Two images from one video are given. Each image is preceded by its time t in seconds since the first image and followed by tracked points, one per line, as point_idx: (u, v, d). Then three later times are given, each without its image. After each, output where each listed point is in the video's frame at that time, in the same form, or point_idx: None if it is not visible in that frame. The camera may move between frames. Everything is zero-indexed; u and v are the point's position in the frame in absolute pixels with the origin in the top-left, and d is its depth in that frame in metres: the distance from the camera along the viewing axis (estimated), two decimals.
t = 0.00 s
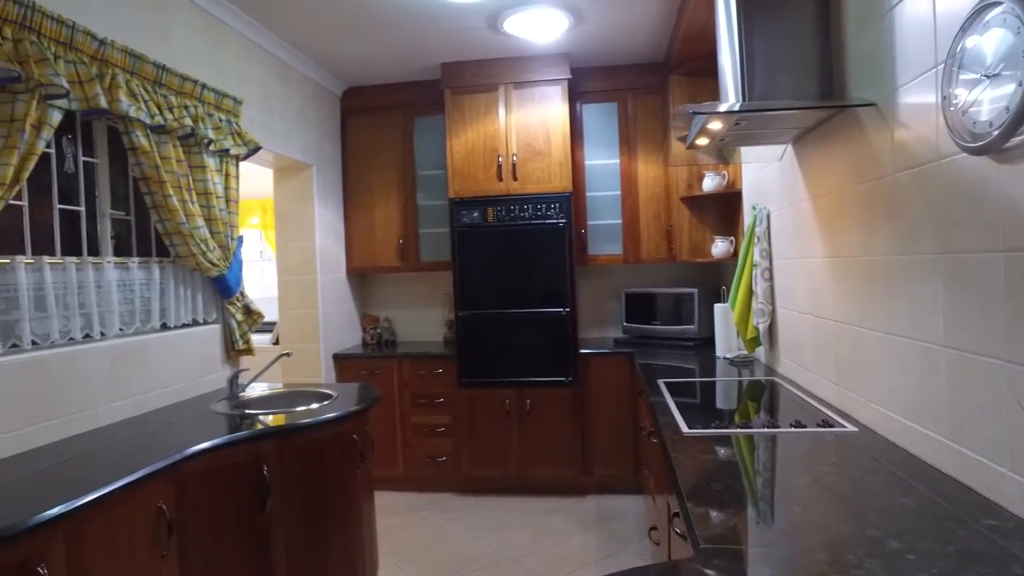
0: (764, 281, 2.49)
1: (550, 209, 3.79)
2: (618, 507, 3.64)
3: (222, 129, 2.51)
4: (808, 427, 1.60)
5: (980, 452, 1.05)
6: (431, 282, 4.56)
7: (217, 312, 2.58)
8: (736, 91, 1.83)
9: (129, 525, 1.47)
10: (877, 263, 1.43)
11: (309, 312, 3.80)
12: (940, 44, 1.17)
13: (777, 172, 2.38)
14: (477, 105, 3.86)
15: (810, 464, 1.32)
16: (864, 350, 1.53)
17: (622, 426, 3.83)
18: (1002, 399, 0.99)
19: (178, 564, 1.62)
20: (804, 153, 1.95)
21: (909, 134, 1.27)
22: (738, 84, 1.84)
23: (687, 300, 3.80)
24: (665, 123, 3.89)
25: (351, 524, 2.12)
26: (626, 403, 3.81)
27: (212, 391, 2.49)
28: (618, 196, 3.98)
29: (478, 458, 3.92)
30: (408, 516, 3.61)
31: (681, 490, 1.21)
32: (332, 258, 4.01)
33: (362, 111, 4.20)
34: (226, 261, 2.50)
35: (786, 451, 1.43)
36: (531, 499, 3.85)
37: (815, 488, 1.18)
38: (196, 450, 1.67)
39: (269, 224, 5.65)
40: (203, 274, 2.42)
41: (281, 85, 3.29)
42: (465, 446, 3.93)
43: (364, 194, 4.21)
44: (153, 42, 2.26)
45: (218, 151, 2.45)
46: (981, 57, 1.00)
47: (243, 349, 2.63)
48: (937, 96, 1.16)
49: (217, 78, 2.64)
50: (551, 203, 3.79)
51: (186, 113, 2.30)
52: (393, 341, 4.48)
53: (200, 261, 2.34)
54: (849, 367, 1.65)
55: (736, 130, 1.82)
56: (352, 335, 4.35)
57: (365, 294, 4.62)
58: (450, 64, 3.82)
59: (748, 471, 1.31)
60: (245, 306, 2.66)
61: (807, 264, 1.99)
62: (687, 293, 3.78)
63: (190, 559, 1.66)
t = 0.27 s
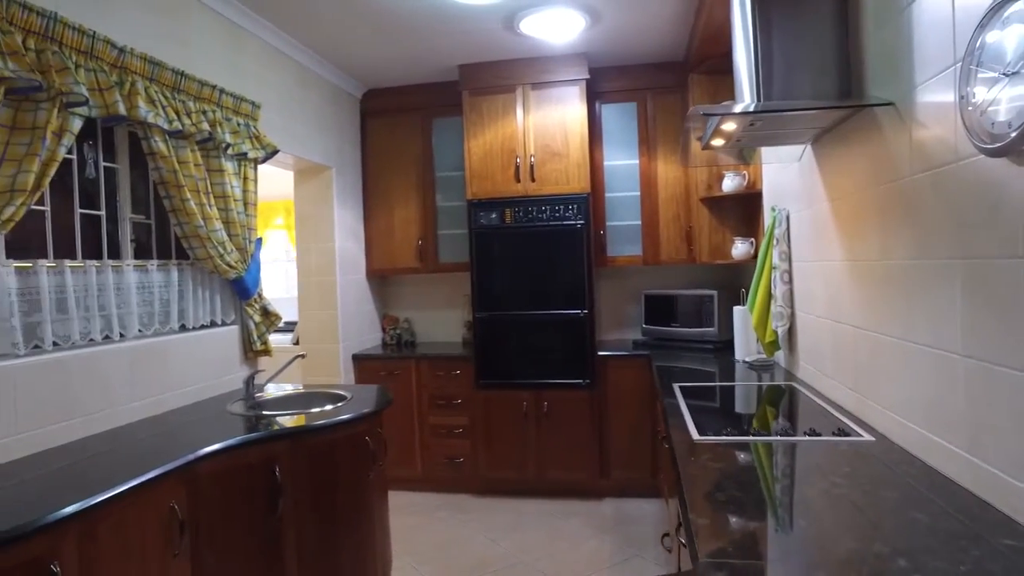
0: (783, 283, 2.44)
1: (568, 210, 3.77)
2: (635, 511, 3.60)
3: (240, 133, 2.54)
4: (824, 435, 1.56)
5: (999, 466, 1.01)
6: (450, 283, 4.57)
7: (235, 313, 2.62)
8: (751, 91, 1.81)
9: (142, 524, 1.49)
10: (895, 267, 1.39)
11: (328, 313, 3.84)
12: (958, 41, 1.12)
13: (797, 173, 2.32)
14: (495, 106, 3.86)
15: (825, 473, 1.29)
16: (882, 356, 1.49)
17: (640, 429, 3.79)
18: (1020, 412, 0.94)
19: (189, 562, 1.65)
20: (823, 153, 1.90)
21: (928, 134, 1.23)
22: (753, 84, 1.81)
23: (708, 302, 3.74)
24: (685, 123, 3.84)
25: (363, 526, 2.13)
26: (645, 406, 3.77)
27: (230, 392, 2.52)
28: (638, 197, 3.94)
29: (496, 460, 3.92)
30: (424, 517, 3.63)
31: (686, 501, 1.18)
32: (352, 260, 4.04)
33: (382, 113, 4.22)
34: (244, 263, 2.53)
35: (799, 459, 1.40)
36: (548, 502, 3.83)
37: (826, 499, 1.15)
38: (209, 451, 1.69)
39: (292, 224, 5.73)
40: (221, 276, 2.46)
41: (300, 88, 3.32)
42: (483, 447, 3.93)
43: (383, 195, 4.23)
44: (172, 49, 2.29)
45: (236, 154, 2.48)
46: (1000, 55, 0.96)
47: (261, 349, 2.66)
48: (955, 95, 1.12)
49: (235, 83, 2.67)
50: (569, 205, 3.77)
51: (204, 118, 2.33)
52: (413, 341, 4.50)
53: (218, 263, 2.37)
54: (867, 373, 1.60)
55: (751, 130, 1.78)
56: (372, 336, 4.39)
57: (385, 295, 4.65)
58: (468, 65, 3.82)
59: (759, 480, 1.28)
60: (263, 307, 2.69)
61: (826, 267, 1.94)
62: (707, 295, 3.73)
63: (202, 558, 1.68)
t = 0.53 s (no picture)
0: (805, 288, 2.38)
1: (587, 212, 3.73)
2: (653, 517, 3.55)
3: (256, 137, 2.56)
4: (843, 447, 1.51)
5: None
6: (469, 285, 4.55)
7: (251, 316, 2.63)
8: (769, 92, 1.77)
9: (151, 529, 1.50)
10: (919, 274, 1.33)
11: (346, 314, 3.85)
12: (985, 38, 1.07)
13: (819, 174, 2.26)
14: (513, 107, 3.83)
15: (842, 489, 1.24)
16: (905, 367, 1.43)
17: (659, 434, 3.73)
18: None
19: (199, 566, 1.65)
20: (845, 154, 1.84)
21: (953, 136, 1.17)
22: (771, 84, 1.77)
23: (729, 305, 3.67)
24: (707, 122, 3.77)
25: (374, 531, 2.12)
26: (664, 410, 3.71)
27: (246, 394, 2.53)
28: (657, 198, 3.89)
29: (513, 463, 3.89)
30: (441, 519, 3.62)
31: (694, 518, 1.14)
32: (370, 261, 4.05)
33: (400, 115, 4.22)
34: (259, 266, 2.54)
35: (816, 473, 1.35)
36: (566, 506, 3.80)
37: (841, 519, 1.10)
38: (219, 456, 1.69)
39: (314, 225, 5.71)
40: (237, 279, 2.47)
41: (318, 91, 3.33)
42: (500, 450, 3.91)
43: (402, 197, 4.24)
44: (189, 55, 2.31)
45: (251, 159, 2.49)
46: None
47: (277, 352, 2.67)
48: (982, 95, 1.06)
49: (252, 86, 2.69)
50: (588, 206, 3.73)
51: (219, 122, 2.34)
52: (431, 343, 4.49)
53: (233, 267, 2.39)
54: (890, 384, 1.54)
55: (770, 131, 1.73)
56: (391, 338, 4.39)
57: (405, 296, 4.66)
58: (486, 66, 3.80)
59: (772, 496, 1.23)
60: (279, 310, 2.70)
61: (848, 272, 1.88)
62: (728, 298, 3.66)
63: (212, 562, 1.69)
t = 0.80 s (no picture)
0: (827, 293, 2.31)
1: (604, 214, 3.68)
2: (671, 524, 3.49)
3: (270, 140, 2.56)
4: (865, 462, 1.45)
5: None
6: (486, 286, 4.53)
7: (266, 320, 2.64)
8: (790, 92, 1.71)
9: (158, 537, 1.50)
10: (946, 283, 1.27)
11: (363, 316, 3.85)
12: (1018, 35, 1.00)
13: (842, 175, 2.19)
14: (530, 108, 3.80)
15: (863, 508, 1.18)
16: (931, 379, 1.37)
17: (678, 440, 3.66)
18: None
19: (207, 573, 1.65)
20: (869, 155, 1.77)
21: (983, 138, 1.11)
22: (791, 84, 1.72)
23: (750, 309, 3.59)
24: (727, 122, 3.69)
25: (385, 538, 2.10)
26: (683, 416, 3.64)
27: (260, 398, 2.53)
28: (677, 199, 3.82)
29: (529, 467, 3.86)
30: (456, 523, 3.60)
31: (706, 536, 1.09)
32: (387, 263, 4.05)
33: (417, 116, 4.21)
34: (273, 270, 2.54)
35: (836, 489, 1.29)
36: (582, 511, 3.75)
37: (862, 542, 1.04)
38: (227, 463, 1.68)
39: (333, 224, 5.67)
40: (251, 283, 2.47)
41: (334, 93, 3.33)
42: (516, 454, 3.88)
43: (419, 199, 4.22)
44: (203, 59, 2.31)
45: (265, 162, 2.49)
46: None
47: (291, 355, 2.67)
48: (1015, 96, 1.00)
49: (268, 89, 2.69)
50: (605, 208, 3.68)
51: (233, 126, 2.34)
52: (449, 345, 4.47)
53: (247, 271, 2.39)
54: (915, 395, 1.48)
55: (789, 133, 1.67)
56: (408, 340, 4.39)
57: (422, 298, 4.65)
58: (503, 67, 3.77)
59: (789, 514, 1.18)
60: (293, 313, 2.69)
61: (872, 277, 1.81)
62: (749, 302, 3.58)
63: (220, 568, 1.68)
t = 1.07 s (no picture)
0: (848, 296, 2.24)
1: (620, 215, 3.63)
2: (687, 531, 3.43)
3: (282, 142, 2.55)
4: (888, 474, 1.39)
5: None
6: (501, 288, 4.50)
7: (278, 322, 2.63)
8: (810, 90, 1.65)
9: (164, 542, 1.49)
10: (974, 289, 1.21)
11: (377, 318, 3.84)
12: None
13: (864, 175, 2.12)
14: (545, 107, 3.76)
15: (885, 524, 1.13)
16: (958, 389, 1.31)
17: (694, 445, 3.60)
18: None
19: None
20: (893, 155, 1.71)
21: (1014, 137, 1.05)
22: (811, 82, 1.66)
23: (769, 312, 3.52)
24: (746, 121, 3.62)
25: (394, 543, 2.08)
26: (699, 420, 3.58)
27: (271, 400, 2.52)
28: (694, 200, 3.76)
29: (543, 470, 3.82)
30: (469, 526, 3.57)
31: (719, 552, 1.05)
32: (401, 265, 4.03)
33: (431, 116, 4.19)
34: (285, 272, 2.53)
35: (857, 504, 1.24)
36: (597, 516, 3.71)
37: (884, 561, 0.99)
38: (234, 468, 1.67)
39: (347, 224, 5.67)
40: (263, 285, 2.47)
41: (347, 94, 3.32)
42: (530, 457, 3.84)
43: (433, 200, 4.21)
44: (216, 61, 2.31)
45: (277, 164, 2.48)
46: None
47: (303, 358, 2.66)
48: None
49: (281, 91, 2.69)
50: (621, 209, 3.63)
51: (244, 128, 2.34)
52: (463, 346, 4.45)
53: (258, 273, 2.38)
54: (941, 406, 1.42)
55: (808, 132, 1.61)
56: (422, 341, 4.37)
57: (436, 299, 4.63)
58: (517, 66, 3.73)
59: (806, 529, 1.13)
60: (305, 315, 2.69)
61: (895, 282, 1.75)
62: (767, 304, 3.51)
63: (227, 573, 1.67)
